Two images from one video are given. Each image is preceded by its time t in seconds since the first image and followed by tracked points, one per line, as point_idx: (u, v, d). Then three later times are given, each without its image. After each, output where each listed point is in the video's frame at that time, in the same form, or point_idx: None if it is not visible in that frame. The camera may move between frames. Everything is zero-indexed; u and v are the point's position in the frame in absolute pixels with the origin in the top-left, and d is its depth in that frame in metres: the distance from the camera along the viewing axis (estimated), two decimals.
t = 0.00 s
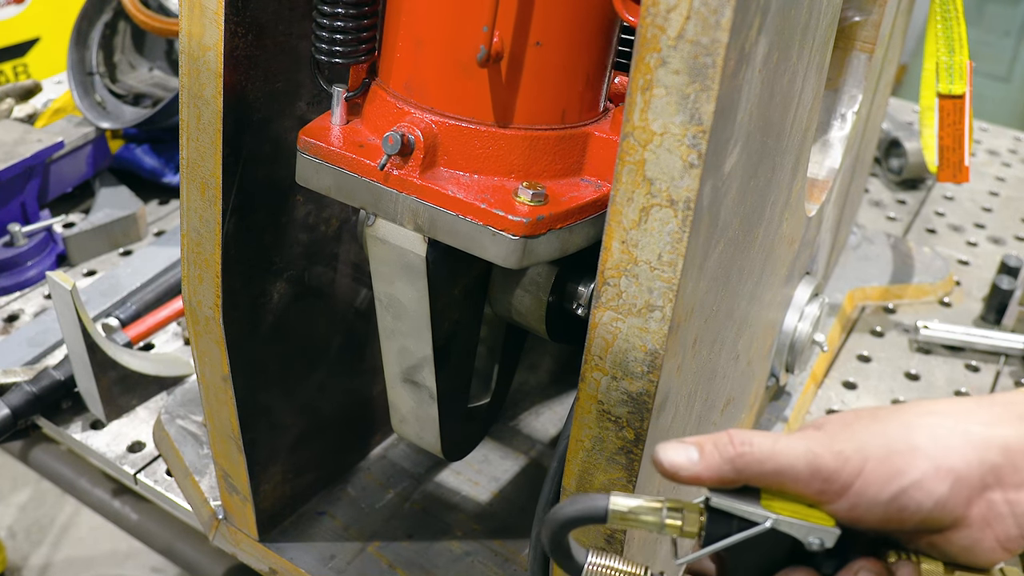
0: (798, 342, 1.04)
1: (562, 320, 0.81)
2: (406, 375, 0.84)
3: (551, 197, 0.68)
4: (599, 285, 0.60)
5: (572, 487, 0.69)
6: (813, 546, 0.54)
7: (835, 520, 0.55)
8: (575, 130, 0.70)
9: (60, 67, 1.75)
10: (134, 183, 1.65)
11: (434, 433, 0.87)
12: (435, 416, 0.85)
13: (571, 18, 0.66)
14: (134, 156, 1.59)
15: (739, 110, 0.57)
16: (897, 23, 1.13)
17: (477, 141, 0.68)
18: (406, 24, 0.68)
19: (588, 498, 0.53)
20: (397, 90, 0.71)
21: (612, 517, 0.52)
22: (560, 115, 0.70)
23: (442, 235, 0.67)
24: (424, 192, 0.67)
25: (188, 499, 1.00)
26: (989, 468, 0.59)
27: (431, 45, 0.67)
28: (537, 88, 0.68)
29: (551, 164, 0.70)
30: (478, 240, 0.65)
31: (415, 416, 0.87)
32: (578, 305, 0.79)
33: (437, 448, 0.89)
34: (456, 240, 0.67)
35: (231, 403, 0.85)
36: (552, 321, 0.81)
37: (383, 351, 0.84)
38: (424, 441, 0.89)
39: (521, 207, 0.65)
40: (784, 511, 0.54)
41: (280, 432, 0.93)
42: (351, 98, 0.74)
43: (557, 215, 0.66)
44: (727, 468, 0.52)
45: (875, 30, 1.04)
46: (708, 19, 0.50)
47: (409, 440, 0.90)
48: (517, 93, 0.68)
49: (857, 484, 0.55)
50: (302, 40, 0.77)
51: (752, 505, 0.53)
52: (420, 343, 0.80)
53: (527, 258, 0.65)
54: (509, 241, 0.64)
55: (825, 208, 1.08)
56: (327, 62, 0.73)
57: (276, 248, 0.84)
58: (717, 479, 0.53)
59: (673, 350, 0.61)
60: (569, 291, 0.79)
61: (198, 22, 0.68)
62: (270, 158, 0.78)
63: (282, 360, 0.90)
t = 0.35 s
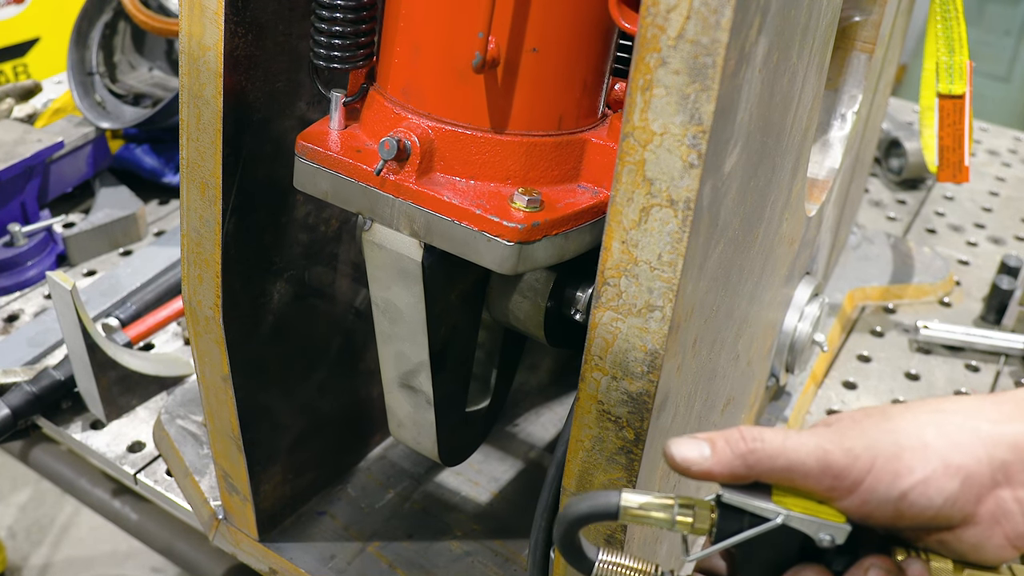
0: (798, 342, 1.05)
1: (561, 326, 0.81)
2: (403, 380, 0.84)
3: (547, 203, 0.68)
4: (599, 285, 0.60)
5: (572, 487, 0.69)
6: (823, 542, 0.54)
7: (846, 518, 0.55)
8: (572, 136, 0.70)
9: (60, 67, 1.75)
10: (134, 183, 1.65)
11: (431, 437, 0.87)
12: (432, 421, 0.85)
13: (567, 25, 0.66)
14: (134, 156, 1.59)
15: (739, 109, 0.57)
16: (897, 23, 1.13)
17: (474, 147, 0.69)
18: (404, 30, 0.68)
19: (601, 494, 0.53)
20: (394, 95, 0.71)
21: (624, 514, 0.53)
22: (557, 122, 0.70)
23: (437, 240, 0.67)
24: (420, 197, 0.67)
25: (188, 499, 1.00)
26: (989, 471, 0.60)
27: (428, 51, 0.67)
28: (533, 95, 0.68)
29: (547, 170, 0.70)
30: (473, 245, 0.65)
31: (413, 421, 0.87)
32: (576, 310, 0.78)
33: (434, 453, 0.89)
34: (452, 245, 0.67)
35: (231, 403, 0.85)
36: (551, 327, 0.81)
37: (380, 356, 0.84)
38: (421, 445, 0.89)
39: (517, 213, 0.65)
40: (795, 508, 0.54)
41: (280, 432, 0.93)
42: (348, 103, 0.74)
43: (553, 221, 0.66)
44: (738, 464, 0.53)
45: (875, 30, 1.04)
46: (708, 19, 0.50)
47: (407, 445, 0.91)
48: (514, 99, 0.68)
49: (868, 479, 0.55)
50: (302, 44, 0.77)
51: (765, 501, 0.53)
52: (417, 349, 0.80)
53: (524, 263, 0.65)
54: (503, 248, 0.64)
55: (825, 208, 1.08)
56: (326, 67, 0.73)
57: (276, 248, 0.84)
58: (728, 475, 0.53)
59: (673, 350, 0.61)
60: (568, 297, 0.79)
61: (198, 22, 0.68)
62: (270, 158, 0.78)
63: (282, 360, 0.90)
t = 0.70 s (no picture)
0: (798, 342, 1.05)
1: (559, 331, 0.82)
2: (401, 386, 0.83)
3: (544, 210, 0.68)
4: (599, 285, 0.60)
5: (572, 488, 0.69)
6: (821, 552, 0.54)
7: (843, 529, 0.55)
8: (570, 143, 0.70)
9: (60, 67, 1.75)
10: (134, 183, 1.65)
11: (428, 444, 0.87)
12: (430, 426, 0.85)
13: (565, 31, 0.66)
14: (134, 156, 1.59)
15: (739, 109, 0.57)
16: (897, 23, 1.12)
17: (471, 153, 0.69)
18: (402, 36, 0.68)
19: (599, 504, 0.53)
20: (392, 101, 0.71)
21: (622, 524, 0.53)
22: (554, 128, 0.70)
23: (435, 246, 0.67)
24: (418, 204, 0.67)
25: (188, 499, 1.00)
26: (986, 476, 0.60)
27: (425, 58, 0.67)
28: (531, 102, 0.68)
29: (545, 177, 0.70)
30: (471, 252, 0.65)
31: (410, 427, 0.87)
32: (574, 316, 0.79)
33: (431, 459, 0.89)
34: (450, 251, 0.67)
35: (231, 403, 0.85)
36: (549, 333, 0.81)
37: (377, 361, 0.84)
38: (419, 451, 0.89)
39: (514, 219, 0.65)
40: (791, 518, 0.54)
41: (279, 432, 0.93)
42: (347, 109, 0.75)
43: (550, 227, 0.66)
44: (735, 474, 0.53)
45: (875, 30, 1.04)
46: (708, 19, 0.50)
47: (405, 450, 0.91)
48: (512, 105, 0.68)
49: (866, 490, 0.55)
50: (299, 47, 0.77)
51: (762, 511, 0.54)
52: (414, 354, 0.80)
53: (522, 269, 0.65)
54: (500, 254, 0.64)
55: (825, 208, 1.08)
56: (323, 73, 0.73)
57: (276, 247, 0.84)
58: (726, 485, 0.54)
59: (673, 349, 0.61)
60: (565, 302, 0.79)
61: (198, 22, 0.68)
62: (270, 158, 0.78)
63: (282, 360, 0.90)
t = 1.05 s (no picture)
0: (798, 342, 1.05)
1: (557, 336, 0.82)
2: (399, 391, 0.83)
3: (542, 216, 0.68)
4: (599, 285, 0.60)
5: (572, 488, 0.69)
6: (824, 562, 0.52)
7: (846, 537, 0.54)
8: (568, 149, 0.71)
9: (60, 67, 1.75)
10: (134, 183, 1.65)
11: (426, 449, 0.87)
12: (427, 432, 0.85)
13: (564, 37, 0.66)
14: (134, 156, 1.59)
15: (739, 110, 0.57)
16: (897, 23, 1.12)
17: (469, 159, 0.69)
18: (400, 43, 0.68)
19: (599, 516, 0.54)
20: (390, 107, 0.71)
21: (622, 535, 0.53)
22: (552, 135, 0.70)
23: (433, 252, 0.67)
24: (416, 210, 0.67)
25: (188, 499, 1.00)
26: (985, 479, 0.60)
27: (424, 64, 0.67)
28: (529, 108, 0.68)
29: (543, 183, 0.70)
30: (468, 258, 0.65)
31: (408, 432, 0.87)
32: (572, 322, 0.79)
33: (429, 464, 0.89)
34: (447, 257, 0.67)
35: (231, 403, 0.85)
36: (547, 338, 0.81)
37: (376, 367, 0.84)
38: (417, 456, 0.89)
39: (512, 225, 0.66)
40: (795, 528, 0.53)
41: (280, 432, 0.93)
42: (346, 114, 0.75)
43: (548, 233, 0.66)
44: (737, 482, 0.52)
45: (875, 30, 1.04)
46: (708, 19, 0.50)
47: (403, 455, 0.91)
48: (510, 111, 0.68)
49: (869, 498, 0.54)
50: (298, 52, 0.77)
51: (764, 521, 0.52)
52: (412, 359, 0.80)
53: (519, 277, 0.65)
54: (498, 261, 0.64)
55: (825, 208, 1.08)
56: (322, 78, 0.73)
57: (276, 247, 0.84)
58: (728, 494, 0.52)
59: (673, 349, 0.61)
60: (564, 309, 0.79)
61: (198, 22, 0.68)
62: (270, 158, 0.78)
63: (282, 361, 0.90)
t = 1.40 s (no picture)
0: (798, 342, 1.05)
1: (555, 340, 0.83)
2: (397, 397, 0.84)
3: (540, 222, 0.68)
4: (599, 285, 0.60)
5: (572, 488, 0.69)
6: (919, 544, 0.54)
7: (943, 521, 0.56)
8: (566, 155, 0.71)
9: (60, 66, 1.75)
10: (134, 183, 1.65)
11: (423, 455, 0.87)
12: (425, 437, 0.85)
13: (563, 41, 0.66)
14: (134, 156, 1.59)
15: (739, 109, 0.57)
16: (897, 23, 1.12)
17: (467, 165, 0.69)
18: (399, 49, 0.68)
19: (695, 479, 0.54)
20: (389, 113, 0.71)
21: (720, 500, 0.54)
22: (550, 141, 0.70)
23: (431, 258, 0.67)
24: (414, 216, 0.67)
25: (188, 499, 1.00)
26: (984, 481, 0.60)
27: (422, 70, 0.67)
28: (528, 114, 0.68)
29: (541, 189, 0.70)
30: (466, 263, 0.65)
31: (406, 437, 0.87)
32: (570, 328, 0.79)
33: (427, 470, 0.89)
34: (446, 263, 0.67)
35: (231, 403, 0.85)
36: (545, 344, 0.82)
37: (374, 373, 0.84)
38: (415, 461, 0.89)
39: (510, 232, 0.66)
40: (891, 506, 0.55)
41: (280, 432, 0.93)
42: (343, 121, 0.75)
43: (546, 240, 0.66)
44: (842, 454, 0.55)
45: (875, 30, 1.04)
46: (708, 19, 0.50)
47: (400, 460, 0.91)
48: (508, 117, 0.68)
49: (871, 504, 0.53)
50: (297, 57, 0.77)
51: (864, 495, 0.55)
52: (410, 365, 0.80)
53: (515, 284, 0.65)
54: (496, 267, 0.64)
55: (825, 208, 1.08)
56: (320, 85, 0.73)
57: (276, 247, 0.84)
58: (831, 464, 0.56)
59: (673, 349, 0.61)
60: (562, 314, 0.79)
61: (198, 22, 0.68)
62: (270, 158, 0.78)
63: (282, 361, 0.90)
